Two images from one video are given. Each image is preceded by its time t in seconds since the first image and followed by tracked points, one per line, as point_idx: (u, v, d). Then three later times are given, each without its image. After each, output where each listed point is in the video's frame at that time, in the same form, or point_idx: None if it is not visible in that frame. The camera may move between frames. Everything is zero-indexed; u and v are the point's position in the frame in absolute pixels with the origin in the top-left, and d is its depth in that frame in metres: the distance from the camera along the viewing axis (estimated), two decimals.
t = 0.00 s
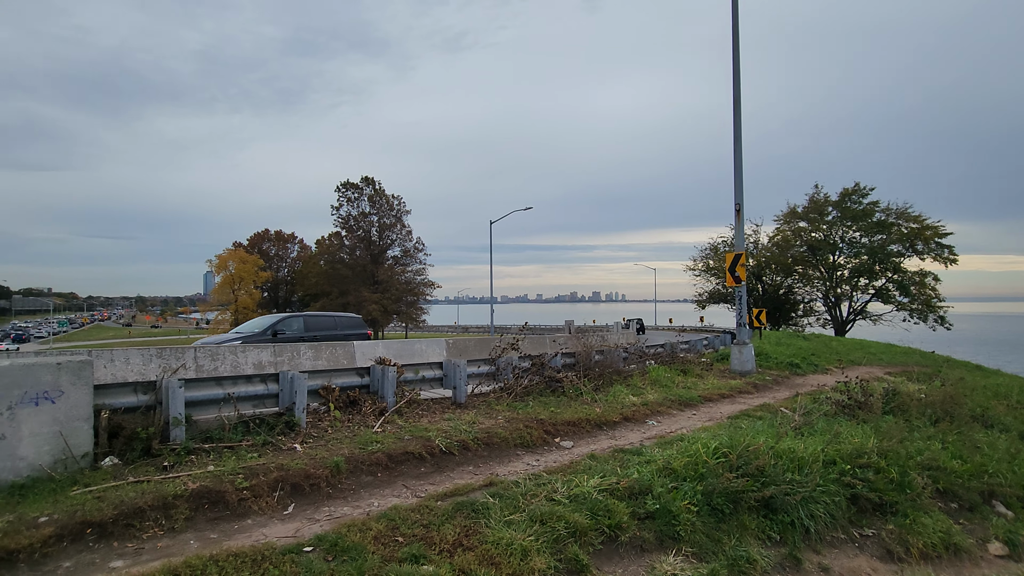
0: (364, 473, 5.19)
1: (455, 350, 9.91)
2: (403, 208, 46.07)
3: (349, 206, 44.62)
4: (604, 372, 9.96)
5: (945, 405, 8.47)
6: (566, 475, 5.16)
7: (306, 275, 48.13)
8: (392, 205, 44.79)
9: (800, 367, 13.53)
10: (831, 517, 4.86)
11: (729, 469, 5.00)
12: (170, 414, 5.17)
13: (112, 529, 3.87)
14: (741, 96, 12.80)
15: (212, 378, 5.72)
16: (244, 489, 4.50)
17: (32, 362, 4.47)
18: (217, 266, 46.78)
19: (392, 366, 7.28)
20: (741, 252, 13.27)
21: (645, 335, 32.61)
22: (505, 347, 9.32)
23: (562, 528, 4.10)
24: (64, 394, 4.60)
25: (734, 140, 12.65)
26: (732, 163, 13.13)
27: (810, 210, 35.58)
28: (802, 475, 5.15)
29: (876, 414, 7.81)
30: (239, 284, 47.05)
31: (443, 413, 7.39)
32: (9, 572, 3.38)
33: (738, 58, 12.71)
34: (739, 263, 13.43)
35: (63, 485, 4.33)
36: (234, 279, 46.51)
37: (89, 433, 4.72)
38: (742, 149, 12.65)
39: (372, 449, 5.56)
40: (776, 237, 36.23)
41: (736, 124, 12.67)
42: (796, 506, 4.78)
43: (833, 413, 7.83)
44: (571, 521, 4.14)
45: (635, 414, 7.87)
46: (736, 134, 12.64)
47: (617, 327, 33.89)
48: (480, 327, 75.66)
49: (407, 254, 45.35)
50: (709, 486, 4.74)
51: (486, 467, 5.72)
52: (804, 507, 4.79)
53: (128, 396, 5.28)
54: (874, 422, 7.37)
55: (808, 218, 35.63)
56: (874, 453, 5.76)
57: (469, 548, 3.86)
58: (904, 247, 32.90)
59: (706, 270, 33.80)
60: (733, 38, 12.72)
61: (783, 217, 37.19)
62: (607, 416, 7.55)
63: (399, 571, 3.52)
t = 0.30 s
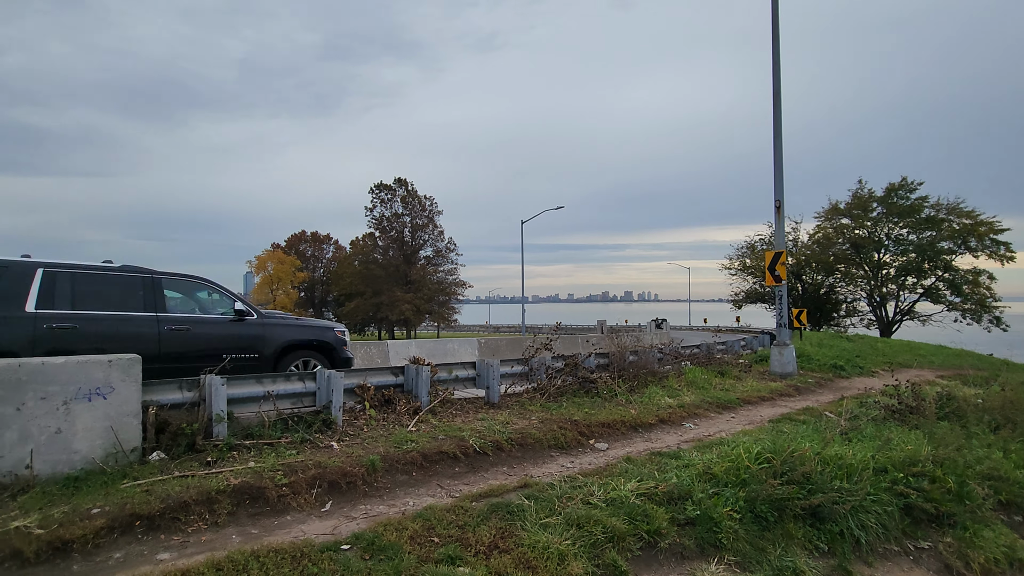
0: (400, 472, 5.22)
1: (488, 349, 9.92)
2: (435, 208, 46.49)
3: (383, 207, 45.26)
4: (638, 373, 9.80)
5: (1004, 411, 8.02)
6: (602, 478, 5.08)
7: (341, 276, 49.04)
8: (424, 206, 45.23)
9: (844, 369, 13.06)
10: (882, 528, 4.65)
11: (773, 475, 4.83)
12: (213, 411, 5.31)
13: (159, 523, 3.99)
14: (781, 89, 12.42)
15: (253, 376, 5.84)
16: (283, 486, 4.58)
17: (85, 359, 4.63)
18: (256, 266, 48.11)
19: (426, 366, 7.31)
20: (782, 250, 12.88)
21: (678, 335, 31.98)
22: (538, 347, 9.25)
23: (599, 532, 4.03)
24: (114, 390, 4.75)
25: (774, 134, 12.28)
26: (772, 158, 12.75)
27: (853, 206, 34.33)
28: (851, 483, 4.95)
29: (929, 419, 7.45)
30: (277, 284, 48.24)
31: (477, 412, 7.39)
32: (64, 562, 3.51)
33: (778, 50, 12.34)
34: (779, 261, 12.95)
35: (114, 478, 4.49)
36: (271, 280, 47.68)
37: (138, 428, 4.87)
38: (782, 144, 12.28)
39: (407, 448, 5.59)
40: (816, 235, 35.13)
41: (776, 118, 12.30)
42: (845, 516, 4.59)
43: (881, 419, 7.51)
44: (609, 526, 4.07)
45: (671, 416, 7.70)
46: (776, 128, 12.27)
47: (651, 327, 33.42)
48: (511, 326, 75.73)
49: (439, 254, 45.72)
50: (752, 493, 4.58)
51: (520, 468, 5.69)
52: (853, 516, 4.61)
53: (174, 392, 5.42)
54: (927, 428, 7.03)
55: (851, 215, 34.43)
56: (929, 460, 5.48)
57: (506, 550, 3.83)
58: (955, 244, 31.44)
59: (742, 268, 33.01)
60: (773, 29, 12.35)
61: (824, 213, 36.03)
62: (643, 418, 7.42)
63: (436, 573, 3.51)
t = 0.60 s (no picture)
0: (442, 471, 5.24)
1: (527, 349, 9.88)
2: (472, 208, 46.80)
3: (422, 207, 45.82)
4: (681, 374, 9.57)
5: None
6: (647, 482, 4.97)
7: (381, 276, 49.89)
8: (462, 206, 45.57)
9: (902, 372, 12.43)
10: (951, 542, 4.40)
11: (831, 484, 4.62)
12: (262, 408, 5.46)
13: (214, 515, 4.11)
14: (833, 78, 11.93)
15: (299, 373, 5.95)
16: (329, 482, 4.65)
17: (145, 357, 4.81)
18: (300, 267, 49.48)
19: (466, 365, 7.32)
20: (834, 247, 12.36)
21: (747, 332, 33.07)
22: (578, 347, 9.16)
23: (647, 538, 3.94)
24: (172, 386, 4.92)
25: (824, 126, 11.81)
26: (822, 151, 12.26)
27: (909, 201, 32.74)
28: (916, 493, 4.69)
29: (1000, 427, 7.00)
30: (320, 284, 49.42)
31: (517, 413, 7.35)
32: (127, 550, 3.65)
33: (830, 38, 11.86)
34: (830, 259, 12.42)
35: (172, 471, 4.65)
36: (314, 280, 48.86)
37: (193, 423, 5.03)
38: (834, 136, 11.79)
39: (449, 448, 5.60)
40: (868, 231, 33.65)
41: (827, 109, 11.82)
42: (910, 529, 4.36)
43: (946, 426, 7.09)
44: (656, 532, 3.97)
45: (717, 419, 7.48)
46: (827, 120, 11.80)
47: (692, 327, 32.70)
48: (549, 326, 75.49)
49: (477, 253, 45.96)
50: (808, 501, 4.39)
51: (562, 469, 5.62)
52: (920, 529, 4.37)
53: (226, 389, 5.58)
54: (997, 435, 6.62)
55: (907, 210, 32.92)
56: (1002, 471, 5.14)
57: (550, 553, 3.78)
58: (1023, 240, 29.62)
59: (788, 266, 31.94)
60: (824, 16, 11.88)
61: (877, 209, 34.53)
62: (687, 421, 7.23)
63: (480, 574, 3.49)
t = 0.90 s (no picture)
0: (485, 470, 5.28)
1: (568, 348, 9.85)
2: (514, 208, 46.94)
3: (464, 207, 46.27)
4: (729, 376, 9.33)
5: None
6: (695, 486, 4.87)
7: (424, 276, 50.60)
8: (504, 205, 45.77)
9: (971, 376, 11.72)
10: None
11: (893, 493, 4.42)
12: (313, 404, 5.64)
13: (269, 506, 4.27)
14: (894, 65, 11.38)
15: (347, 371, 6.11)
16: (377, 478, 4.77)
17: (205, 354, 5.04)
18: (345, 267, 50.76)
19: (509, 365, 7.35)
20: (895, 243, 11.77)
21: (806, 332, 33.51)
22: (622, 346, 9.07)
23: (695, 543, 3.86)
24: (229, 382, 5.14)
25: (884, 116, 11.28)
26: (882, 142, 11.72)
27: (980, 192, 31.20)
28: (986, 506, 4.43)
29: None
30: (364, 284, 50.53)
31: (560, 413, 7.34)
32: (190, 536, 3.83)
33: (890, 23, 11.32)
34: (891, 256, 11.81)
35: (230, 463, 4.87)
36: (359, 280, 49.97)
37: (249, 418, 5.25)
38: (894, 126, 11.25)
39: (492, 447, 5.65)
40: (934, 226, 31.66)
41: (888, 98, 11.29)
42: (981, 543, 4.13)
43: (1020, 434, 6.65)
44: (705, 537, 3.89)
45: (767, 423, 7.26)
46: (888, 110, 11.27)
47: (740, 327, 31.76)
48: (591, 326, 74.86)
49: (519, 253, 46.07)
50: (868, 511, 4.21)
51: (606, 470, 5.58)
52: (992, 543, 4.15)
53: (279, 385, 5.78)
54: None
55: (976, 203, 31.19)
56: None
57: (595, 555, 3.76)
58: None
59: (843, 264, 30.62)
60: None
61: (942, 203, 32.75)
62: (735, 424, 7.05)
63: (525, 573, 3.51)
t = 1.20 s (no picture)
0: (529, 470, 5.27)
1: (610, 348, 9.71)
2: (554, 207, 46.80)
3: (505, 207, 46.42)
4: (779, 378, 9.02)
5: None
6: (746, 491, 4.73)
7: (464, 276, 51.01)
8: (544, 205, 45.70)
9: None
10: None
11: (962, 506, 4.19)
12: (360, 401, 5.76)
13: (319, 500, 4.38)
14: (959, 51, 10.77)
15: (391, 370, 6.21)
16: (422, 475, 4.83)
17: (259, 352, 5.23)
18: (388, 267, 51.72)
19: (551, 365, 7.31)
20: (961, 240, 11.15)
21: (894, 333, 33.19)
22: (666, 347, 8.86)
23: (747, 551, 3.74)
24: (281, 379, 5.31)
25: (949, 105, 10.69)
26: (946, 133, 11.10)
27: None
28: None
29: None
30: (406, 284, 51.35)
31: (603, 414, 7.26)
32: (246, 527, 3.97)
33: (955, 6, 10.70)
34: (957, 253, 11.18)
35: (282, 457, 5.02)
36: (401, 280, 50.86)
37: (300, 414, 5.41)
38: (960, 116, 10.64)
39: (535, 447, 5.64)
40: (1002, 221, 29.98)
41: (952, 86, 10.68)
42: None
43: None
44: (758, 545, 3.76)
45: (821, 428, 6.98)
46: (952, 99, 10.66)
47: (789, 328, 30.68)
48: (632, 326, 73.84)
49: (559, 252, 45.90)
50: (935, 523, 4.00)
51: (651, 473, 5.49)
52: None
53: (327, 382, 5.93)
54: None
55: None
56: None
57: (643, 559, 3.70)
58: None
59: (902, 262, 29.19)
60: None
61: (1012, 196, 30.83)
62: (787, 428, 6.81)
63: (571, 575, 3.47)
